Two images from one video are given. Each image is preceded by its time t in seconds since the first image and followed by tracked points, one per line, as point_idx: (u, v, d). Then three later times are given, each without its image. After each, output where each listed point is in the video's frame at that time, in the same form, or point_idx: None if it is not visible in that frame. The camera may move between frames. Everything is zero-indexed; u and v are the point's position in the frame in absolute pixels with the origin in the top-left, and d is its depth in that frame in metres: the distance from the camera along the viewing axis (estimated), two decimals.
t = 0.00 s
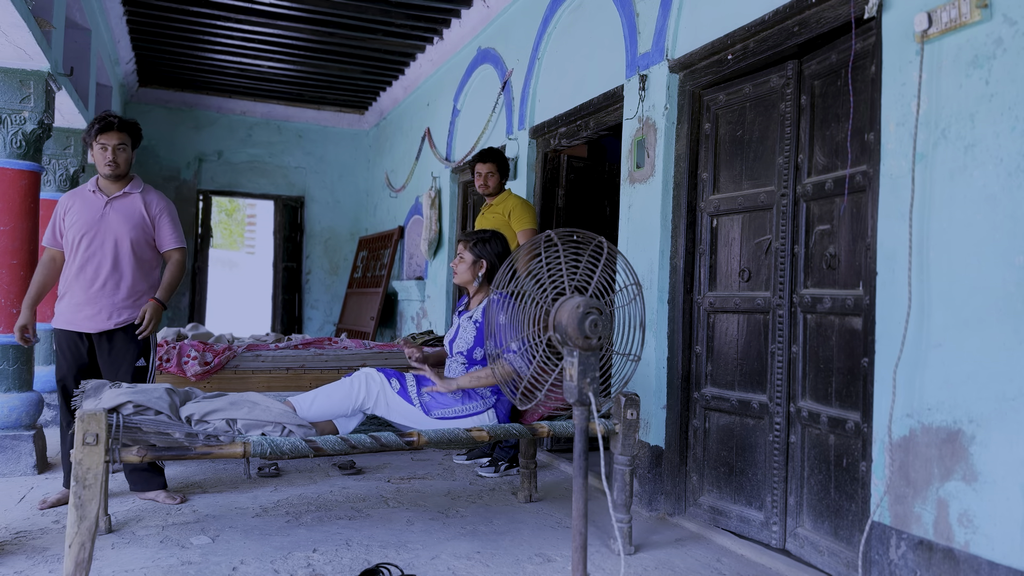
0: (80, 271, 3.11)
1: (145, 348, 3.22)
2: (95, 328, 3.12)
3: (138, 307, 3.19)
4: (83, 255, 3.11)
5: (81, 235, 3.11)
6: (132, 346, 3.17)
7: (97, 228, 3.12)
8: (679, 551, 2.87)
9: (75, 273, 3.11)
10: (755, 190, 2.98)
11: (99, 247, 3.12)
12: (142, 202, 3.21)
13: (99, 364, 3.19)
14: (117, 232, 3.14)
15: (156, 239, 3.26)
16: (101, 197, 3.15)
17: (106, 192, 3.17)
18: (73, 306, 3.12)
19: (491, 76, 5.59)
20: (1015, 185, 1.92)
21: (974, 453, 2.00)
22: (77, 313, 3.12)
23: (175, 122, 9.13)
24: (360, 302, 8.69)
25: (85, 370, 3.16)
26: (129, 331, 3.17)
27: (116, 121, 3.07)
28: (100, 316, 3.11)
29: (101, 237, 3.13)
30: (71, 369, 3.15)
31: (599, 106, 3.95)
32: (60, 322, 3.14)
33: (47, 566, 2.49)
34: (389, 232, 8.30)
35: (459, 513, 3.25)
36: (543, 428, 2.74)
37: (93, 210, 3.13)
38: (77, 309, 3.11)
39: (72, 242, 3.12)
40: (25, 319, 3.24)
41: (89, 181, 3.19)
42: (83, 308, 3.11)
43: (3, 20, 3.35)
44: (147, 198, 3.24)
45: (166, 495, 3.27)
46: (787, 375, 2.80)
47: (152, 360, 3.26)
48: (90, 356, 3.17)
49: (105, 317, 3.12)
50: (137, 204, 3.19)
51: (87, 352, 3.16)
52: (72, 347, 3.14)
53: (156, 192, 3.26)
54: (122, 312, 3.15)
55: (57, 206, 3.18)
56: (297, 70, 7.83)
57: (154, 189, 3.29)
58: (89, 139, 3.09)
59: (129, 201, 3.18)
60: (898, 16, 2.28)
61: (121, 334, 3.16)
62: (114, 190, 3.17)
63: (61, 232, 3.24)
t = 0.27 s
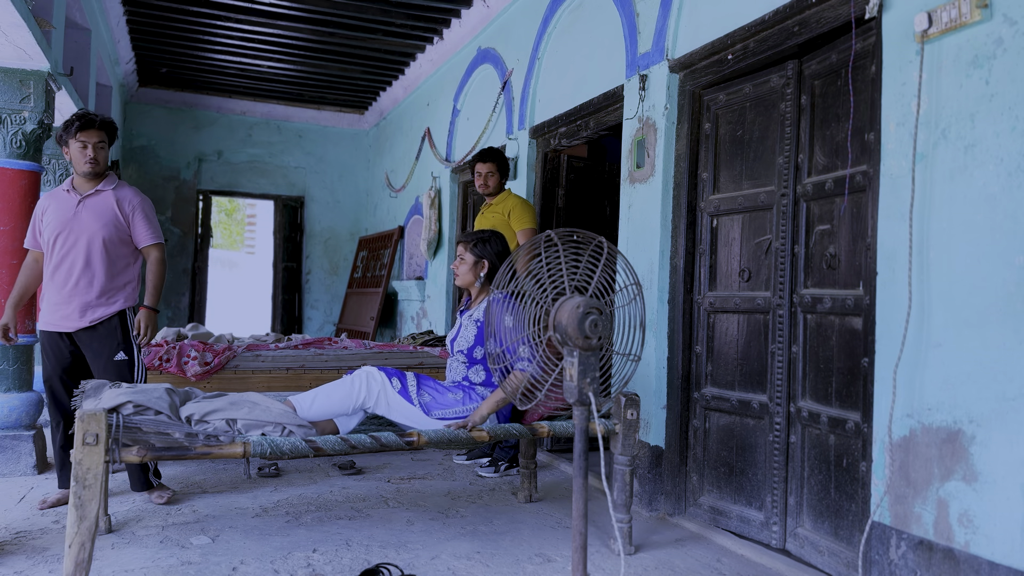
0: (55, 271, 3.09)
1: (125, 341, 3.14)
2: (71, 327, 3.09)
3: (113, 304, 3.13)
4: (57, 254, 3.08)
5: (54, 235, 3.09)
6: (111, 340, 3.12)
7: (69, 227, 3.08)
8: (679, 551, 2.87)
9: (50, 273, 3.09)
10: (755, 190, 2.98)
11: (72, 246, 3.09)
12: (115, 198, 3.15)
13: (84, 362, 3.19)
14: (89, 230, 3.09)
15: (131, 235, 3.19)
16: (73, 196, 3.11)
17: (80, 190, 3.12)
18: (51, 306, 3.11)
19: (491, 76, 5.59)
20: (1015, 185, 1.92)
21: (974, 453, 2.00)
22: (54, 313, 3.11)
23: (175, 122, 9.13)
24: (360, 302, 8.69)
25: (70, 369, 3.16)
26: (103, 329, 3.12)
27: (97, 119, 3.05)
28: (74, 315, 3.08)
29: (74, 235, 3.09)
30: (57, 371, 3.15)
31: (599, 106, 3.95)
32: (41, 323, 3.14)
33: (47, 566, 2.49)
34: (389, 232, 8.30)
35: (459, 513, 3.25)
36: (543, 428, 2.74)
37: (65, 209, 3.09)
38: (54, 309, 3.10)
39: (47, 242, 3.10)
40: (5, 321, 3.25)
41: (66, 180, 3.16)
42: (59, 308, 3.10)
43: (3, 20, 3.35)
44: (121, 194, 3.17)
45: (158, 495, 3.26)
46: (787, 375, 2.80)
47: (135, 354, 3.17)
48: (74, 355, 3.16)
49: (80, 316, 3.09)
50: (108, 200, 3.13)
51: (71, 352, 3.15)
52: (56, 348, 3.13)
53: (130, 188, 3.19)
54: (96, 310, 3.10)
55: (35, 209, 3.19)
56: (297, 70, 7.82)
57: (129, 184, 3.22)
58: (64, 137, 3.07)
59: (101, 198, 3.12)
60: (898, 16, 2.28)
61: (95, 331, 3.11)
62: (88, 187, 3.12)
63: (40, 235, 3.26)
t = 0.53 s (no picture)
0: (44, 271, 3.11)
1: (99, 341, 3.12)
2: (59, 327, 3.11)
3: (99, 304, 3.13)
4: (46, 254, 3.09)
5: (43, 235, 3.09)
6: (87, 338, 3.11)
7: (56, 227, 3.08)
8: (680, 551, 2.87)
9: (40, 273, 3.11)
10: (755, 190, 2.98)
11: (60, 245, 3.09)
12: (101, 197, 3.12)
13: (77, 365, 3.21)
14: (74, 230, 3.08)
15: (119, 234, 3.17)
16: (61, 196, 3.10)
17: (68, 190, 3.11)
18: (41, 305, 3.13)
19: (491, 76, 5.59)
20: (1015, 185, 1.92)
21: (974, 453, 2.00)
22: (43, 313, 3.12)
23: (175, 122, 9.12)
24: (360, 302, 8.69)
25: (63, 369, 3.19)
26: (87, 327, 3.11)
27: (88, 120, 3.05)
28: (61, 314, 3.10)
29: (60, 235, 3.08)
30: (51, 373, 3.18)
31: (598, 106, 3.95)
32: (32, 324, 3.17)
33: (47, 566, 2.49)
34: (389, 232, 8.30)
35: (459, 513, 3.25)
36: (543, 428, 2.73)
37: (53, 209, 3.09)
38: (43, 309, 3.11)
39: (37, 242, 3.11)
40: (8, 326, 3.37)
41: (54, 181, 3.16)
42: (48, 307, 3.11)
43: (3, 20, 3.35)
44: (108, 193, 3.14)
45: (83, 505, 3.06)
46: (787, 375, 2.80)
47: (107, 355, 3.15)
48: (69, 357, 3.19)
49: (67, 316, 3.10)
50: (95, 200, 3.11)
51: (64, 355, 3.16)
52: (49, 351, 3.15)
53: (117, 187, 3.16)
54: (82, 310, 3.11)
55: (26, 209, 3.20)
56: (297, 70, 7.83)
57: (116, 182, 3.18)
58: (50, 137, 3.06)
59: (88, 198, 3.10)
60: (898, 16, 2.28)
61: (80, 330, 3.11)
62: (74, 188, 3.11)
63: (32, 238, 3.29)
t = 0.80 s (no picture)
0: (32, 272, 3.07)
1: (73, 345, 3.01)
2: (40, 328, 3.03)
3: (81, 305, 3.03)
4: (34, 255, 3.06)
5: (33, 236, 3.07)
6: (62, 341, 3.01)
7: (43, 227, 3.04)
8: (679, 551, 2.87)
9: (29, 274, 3.07)
10: (755, 190, 2.98)
11: (46, 247, 3.05)
12: (87, 197, 3.06)
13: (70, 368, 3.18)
14: (61, 230, 3.03)
15: (107, 235, 3.10)
16: (50, 196, 3.07)
17: (57, 190, 3.08)
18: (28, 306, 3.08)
19: (491, 76, 5.59)
20: (1015, 185, 1.92)
21: (974, 453, 2.00)
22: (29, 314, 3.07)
23: (175, 121, 9.12)
24: (360, 302, 8.69)
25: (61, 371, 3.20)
26: (66, 330, 3.01)
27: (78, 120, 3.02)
28: (44, 316, 3.02)
29: (48, 235, 3.04)
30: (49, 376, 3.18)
31: (599, 106, 3.95)
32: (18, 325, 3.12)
33: (47, 566, 2.49)
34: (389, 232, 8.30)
35: (459, 513, 3.25)
36: (543, 428, 2.73)
37: (42, 209, 3.06)
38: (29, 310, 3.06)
39: (27, 243, 3.09)
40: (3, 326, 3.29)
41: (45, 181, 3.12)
42: (33, 309, 3.06)
43: (3, 20, 3.35)
44: (96, 193, 3.09)
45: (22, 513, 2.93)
46: (787, 376, 2.80)
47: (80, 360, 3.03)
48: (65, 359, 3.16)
49: (48, 317, 3.02)
50: (82, 200, 3.06)
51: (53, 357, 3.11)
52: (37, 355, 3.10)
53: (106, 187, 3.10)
54: (64, 311, 3.02)
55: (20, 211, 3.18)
56: (297, 70, 7.83)
57: (105, 183, 3.13)
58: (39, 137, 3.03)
59: (75, 198, 3.05)
60: (898, 16, 2.28)
61: (59, 333, 3.01)
62: (64, 188, 3.07)
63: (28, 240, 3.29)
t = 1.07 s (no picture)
0: (16, 272, 3.01)
1: (50, 348, 2.91)
2: (18, 329, 2.95)
3: (56, 307, 2.94)
4: (17, 254, 3.01)
5: (18, 234, 3.02)
6: (38, 344, 2.91)
7: (26, 226, 2.99)
8: (679, 551, 2.87)
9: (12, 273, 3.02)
10: (755, 190, 2.98)
11: (28, 246, 2.98)
12: (67, 196, 2.98)
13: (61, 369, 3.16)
14: (38, 229, 2.96)
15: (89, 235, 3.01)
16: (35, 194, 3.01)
17: (44, 187, 3.02)
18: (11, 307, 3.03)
19: (491, 76, 5.59)
20: (1015, 184, 1.92)
21: (974, 453, 2.00)
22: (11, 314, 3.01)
23: (175, 121, 9.12)
24: (360, 302, 8.69)
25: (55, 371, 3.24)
26: (41, 332, 2.92)
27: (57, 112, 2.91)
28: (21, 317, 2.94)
29: (29, 234, 2.98)
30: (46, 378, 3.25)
31: (599, 106, 3.95)
32: None
33: (47, 566, 2.49)
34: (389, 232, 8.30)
35: (459, 513, 3.25)
36: (543, 428, 2.73)
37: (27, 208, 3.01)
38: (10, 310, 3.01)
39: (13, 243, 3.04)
40: None
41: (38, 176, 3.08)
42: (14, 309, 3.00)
43: (3, 20, 3.35)
44: (78, 192, 3.00)
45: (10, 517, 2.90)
46: (787, 376, 2.80)
47: (57, 363, 2.92)
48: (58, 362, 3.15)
49: (25, 318, 2.94)
50: (63, 198, 2.97)
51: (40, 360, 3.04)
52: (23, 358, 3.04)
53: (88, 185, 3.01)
54: (39, 312, 2.93)
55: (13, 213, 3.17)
56: (296, 70, 7.83)
57: (89, 181, 3.03)
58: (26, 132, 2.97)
59: (57, 197, 2.98)
60: (898, 16, 2.28)
61: (34, 335, 2.92)
62: (50, 185, 3.00)
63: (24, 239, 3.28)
